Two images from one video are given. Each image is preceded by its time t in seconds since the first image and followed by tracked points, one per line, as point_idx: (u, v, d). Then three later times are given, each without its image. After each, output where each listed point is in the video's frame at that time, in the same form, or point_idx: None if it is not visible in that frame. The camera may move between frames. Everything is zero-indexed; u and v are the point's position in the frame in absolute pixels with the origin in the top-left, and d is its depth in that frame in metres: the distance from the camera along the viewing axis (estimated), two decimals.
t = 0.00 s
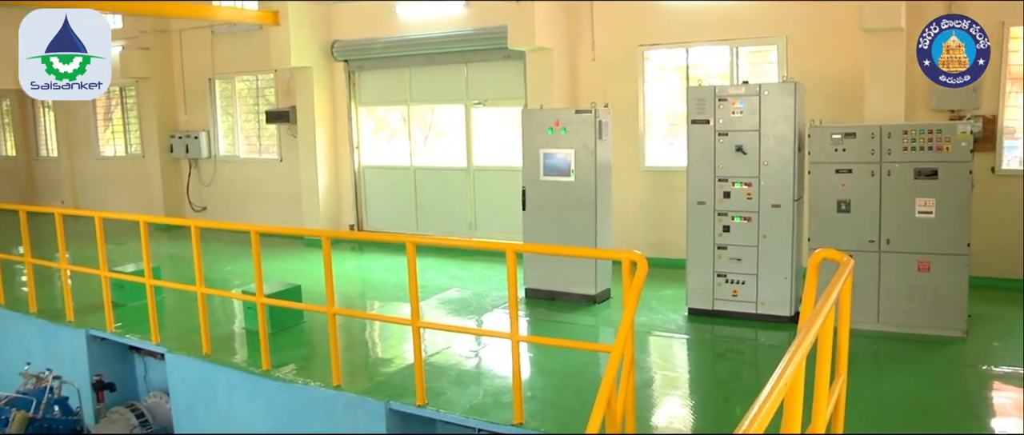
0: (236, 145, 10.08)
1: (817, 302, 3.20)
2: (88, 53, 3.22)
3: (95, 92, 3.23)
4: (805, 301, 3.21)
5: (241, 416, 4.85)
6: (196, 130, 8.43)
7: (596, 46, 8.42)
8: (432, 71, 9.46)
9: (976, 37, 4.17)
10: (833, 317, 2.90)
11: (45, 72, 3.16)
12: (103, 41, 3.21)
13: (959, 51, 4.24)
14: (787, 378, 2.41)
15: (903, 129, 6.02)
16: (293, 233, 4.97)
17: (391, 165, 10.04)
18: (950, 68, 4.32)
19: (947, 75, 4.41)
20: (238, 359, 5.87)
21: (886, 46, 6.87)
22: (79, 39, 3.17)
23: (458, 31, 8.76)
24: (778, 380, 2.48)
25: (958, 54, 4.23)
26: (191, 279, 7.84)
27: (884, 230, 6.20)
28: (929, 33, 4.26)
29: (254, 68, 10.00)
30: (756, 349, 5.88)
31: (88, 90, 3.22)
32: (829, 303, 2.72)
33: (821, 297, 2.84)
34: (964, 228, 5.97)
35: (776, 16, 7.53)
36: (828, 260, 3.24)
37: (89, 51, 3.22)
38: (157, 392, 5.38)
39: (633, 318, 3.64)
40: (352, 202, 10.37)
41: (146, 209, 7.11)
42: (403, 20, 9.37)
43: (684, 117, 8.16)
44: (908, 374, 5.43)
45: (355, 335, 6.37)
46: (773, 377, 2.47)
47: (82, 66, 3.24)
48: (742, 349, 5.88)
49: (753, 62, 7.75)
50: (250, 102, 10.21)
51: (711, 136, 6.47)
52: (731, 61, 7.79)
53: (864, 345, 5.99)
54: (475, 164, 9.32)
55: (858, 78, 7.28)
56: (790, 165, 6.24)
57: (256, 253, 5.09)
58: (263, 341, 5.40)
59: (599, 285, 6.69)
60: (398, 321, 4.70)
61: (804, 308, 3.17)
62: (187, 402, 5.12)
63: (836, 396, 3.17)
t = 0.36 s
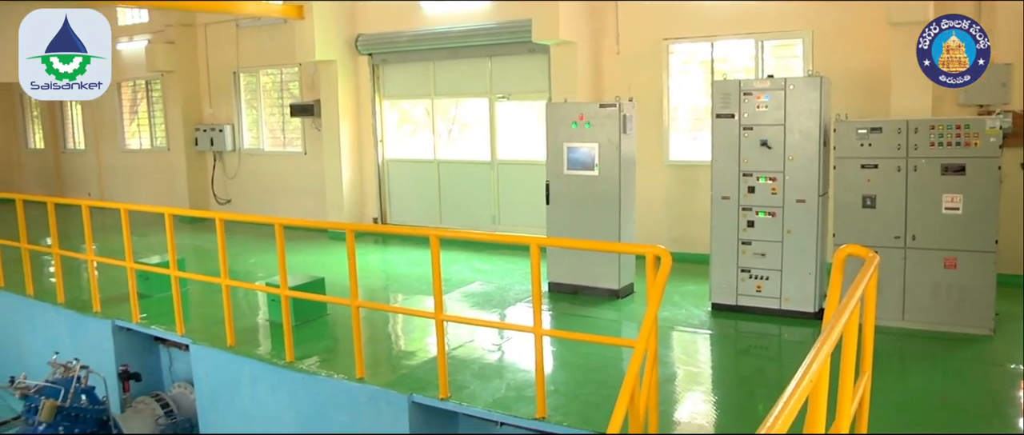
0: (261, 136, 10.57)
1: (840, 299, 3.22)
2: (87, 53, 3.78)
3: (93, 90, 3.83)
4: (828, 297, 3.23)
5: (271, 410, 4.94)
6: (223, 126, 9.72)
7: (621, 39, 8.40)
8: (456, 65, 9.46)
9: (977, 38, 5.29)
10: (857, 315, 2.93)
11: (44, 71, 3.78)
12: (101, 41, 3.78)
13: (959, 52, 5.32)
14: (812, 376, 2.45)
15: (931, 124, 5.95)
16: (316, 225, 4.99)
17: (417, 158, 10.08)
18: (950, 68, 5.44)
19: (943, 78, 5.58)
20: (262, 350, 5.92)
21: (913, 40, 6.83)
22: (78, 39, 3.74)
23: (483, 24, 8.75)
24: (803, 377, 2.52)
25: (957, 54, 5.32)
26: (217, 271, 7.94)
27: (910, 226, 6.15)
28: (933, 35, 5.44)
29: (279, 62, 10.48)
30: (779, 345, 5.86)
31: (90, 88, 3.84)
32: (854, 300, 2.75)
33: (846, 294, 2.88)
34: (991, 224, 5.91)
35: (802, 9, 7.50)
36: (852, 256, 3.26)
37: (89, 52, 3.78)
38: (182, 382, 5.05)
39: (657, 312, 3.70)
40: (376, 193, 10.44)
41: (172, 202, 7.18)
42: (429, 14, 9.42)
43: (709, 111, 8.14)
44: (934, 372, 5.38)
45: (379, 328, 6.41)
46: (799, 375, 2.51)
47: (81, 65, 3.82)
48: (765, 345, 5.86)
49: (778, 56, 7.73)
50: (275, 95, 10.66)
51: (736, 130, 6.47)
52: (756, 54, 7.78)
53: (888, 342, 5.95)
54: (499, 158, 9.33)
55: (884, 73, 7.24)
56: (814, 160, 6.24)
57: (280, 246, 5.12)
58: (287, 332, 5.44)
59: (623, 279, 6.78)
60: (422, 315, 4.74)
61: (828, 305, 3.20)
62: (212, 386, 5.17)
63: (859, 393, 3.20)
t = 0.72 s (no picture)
0: (287, 131, 11.22)
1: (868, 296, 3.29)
2: (88, 53, 3.58)
3: (94, 91, 3.64)
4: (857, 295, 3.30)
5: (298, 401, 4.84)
6: (249, 120, 10.97)
7: (647, 35, 8.39)
8: (483, 60, 9.40)
9: (977, 38, 5.10)
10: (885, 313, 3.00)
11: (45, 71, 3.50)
12: (102, 41, 3.59)
13: (960, 52, 5.20)
14: (839, 372, 2.54)
15: (961, 121, 5.88)
16: (342, 219, 5.03)
17: (443, 154, 9.92)
18: (950, 68, 5.35)
19: (943, 78, 5.47)
20: (288, 343, 5.97)
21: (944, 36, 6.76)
22: (79, 39, 3.54)
23: (509, 20, 8.78)
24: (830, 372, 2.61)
25: (957, 54, 5.21)
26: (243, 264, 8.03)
27: (939, 224, 6.08)
28: (932, 35, 5.35)
29: (304, 58, 10.74)
30: (805, 343, 5.82)
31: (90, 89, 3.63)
32: (881, 299, 2.83)
33: (873, 293, 2.93)
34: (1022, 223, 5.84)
35: (830, 5, 7.47)
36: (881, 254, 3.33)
37: (89, 51, 3.59)
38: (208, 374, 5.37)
39: (682, 308, 3.69)
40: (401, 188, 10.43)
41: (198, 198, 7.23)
42: (455, 10, 9.45)
43: (735, 107, 8.11)
44: (962, 372, 5.32)
45: (403, 322, 6.44)
46: (826, 369, 2.60)
47: (81, 65, 3.61)
48: (791, 343, 5.82)
49: (805, 51, 7.70)
50: (301, 90, 10.95)
51: (763, 126, 6.44)
52: (782, 50, 7.76)
53: (915, 341, 5.88)
54: (524, 153, 9.28)
55: (914, 69, 7.17)
56: (841, 157, 6.19)
57: (306, 240, 5.15)
58: (313, 325, 5.49)
59: (648, 276, 6.83)
60: (447, 309, 4.78)
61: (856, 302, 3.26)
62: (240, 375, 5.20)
63: (886, 391, 3.26)
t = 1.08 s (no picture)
0: (316, 124, 11.35)
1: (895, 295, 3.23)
2: (89, 55, 3.17)
3: (95, 93, 3.23)
4: (884, 294, 3.24)
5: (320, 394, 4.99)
6: (277, 115, 11.29)
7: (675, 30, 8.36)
8: (509, 55, 9.50)
9: (977, 38, 6.72)
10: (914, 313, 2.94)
11: (43, 70, 3.07)
12: (103, 41, 3.18)
13: (957, 53, 6.92)
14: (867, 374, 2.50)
15: (994, 118, 5.81)
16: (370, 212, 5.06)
17: (469, 148, 10.12)
18: (949, 67, 6.93)
19: (942, 77, 6.95)
20: (314, 336, 6.02)
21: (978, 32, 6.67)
22: (78, 39, 3.12)
23: (536, 15, 8.78)
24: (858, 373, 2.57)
25: (956, 54, 6.93)
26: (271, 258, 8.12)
27: (969, 223, 6.02)
28: (933, 35, 6.93)
29: (331, 52, 10.86)
30: (832, 342, 5.78)
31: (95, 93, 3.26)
32: (910, 298, 2.78)
33: (901, 291, 2.89)
34: None
35: None
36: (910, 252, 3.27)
37: (90, 52, 3.17)
38: (235, 366, 6.32)
39: (710, 305, 3.70)
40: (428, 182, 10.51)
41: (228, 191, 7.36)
42: (482, 5, 9.42)
43: (763, 102, 8.10)
44: (992, 374, 5.25)
45: (429, 316, 6.48)
46: (854, 371, 2.56)
47: (82, 66, 3.19)
48: (817, 341, 5.79)
49: (835, 47, 7.65)
50: (329, 85, 11.09)
51: (792, 122, 6.40)
52: (812, 45, 7.71)
53: (944, 341, 5.82)
54: (551, 148, 9.33)
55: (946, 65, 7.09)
56: (871, 154, 6.14)
57: (334, 233, 5.18)
58: (340, 318, 5.54)
59: (674, 271, 6.93)
60: (473, 304, 4.80)
61: (883, 302, 3.21)
62: (266, 379, 5.32)
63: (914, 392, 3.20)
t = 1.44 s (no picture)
0: (340, 120, 11.41)
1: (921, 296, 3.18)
2: (88, 53, 4.51)
3: (93, 90, 4.59)
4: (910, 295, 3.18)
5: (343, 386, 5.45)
6: (303, 110, 11.50)
7: (701, 25, 8.31)
8: (535, 50, 9.47)
9: (976, 39, 6.94)
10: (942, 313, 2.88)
11: (45, 72, 4.44)
12: (99, 44, 4.51)
13: (959, 52, 7.16)
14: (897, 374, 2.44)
15: None
16: (394, 207, 5.08)
17: (494, 144, 10.12)
18: (950, 67, 7.15)
19: (943, 78, 7.11)
20: (338, 330, 6.04)
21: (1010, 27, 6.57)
22: (80, 40, 4.44)
23: (561, 10, 8.76)
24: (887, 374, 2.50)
25: (957, 54, 7.16)
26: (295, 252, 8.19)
27: (999, 221, 5.93)
28: (933, 35, 7.14)
29: (356, 48, 10.91)
30: (857, 340, 5.72)
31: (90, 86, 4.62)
32: (939, 298, 2.72)
33: (929, 290, 2.83)
34: None
35: None
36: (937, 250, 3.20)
37: (89, 52, 4.51)
38: (260, 359, 6.74)
39: (734, 303, 3.71)
40: (453, 177, 10.56)
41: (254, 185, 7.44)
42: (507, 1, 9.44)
43: (789, 98, 8.02)
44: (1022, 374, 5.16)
45: (453, 311, 6.51)
46: (883, 372, 2.50)
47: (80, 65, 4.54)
48: (842, 340, 5.74)
49: (862, 42, 7.58)
50: (354, 80, 11.13)
51: (818, 118, 6.34)
52: (838, 41, 7.65)
53: (973, 341, 5.73)
54: (576, 144, 9.31)
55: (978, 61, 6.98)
56: (898, 151, 6.06)
57: (358, 228, 5.20)
58: (364, 312, 5.58)
59: (698, 268, 6.92)
60: (497, 299, 4.82)
61: (910, 301, 3.15)
62: (289, 370, 5.83)
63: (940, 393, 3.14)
